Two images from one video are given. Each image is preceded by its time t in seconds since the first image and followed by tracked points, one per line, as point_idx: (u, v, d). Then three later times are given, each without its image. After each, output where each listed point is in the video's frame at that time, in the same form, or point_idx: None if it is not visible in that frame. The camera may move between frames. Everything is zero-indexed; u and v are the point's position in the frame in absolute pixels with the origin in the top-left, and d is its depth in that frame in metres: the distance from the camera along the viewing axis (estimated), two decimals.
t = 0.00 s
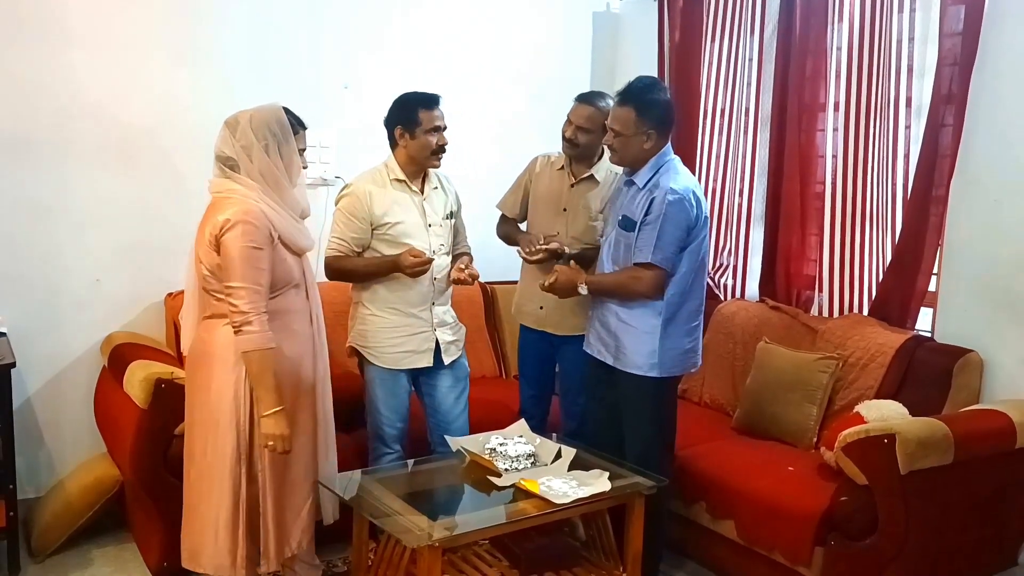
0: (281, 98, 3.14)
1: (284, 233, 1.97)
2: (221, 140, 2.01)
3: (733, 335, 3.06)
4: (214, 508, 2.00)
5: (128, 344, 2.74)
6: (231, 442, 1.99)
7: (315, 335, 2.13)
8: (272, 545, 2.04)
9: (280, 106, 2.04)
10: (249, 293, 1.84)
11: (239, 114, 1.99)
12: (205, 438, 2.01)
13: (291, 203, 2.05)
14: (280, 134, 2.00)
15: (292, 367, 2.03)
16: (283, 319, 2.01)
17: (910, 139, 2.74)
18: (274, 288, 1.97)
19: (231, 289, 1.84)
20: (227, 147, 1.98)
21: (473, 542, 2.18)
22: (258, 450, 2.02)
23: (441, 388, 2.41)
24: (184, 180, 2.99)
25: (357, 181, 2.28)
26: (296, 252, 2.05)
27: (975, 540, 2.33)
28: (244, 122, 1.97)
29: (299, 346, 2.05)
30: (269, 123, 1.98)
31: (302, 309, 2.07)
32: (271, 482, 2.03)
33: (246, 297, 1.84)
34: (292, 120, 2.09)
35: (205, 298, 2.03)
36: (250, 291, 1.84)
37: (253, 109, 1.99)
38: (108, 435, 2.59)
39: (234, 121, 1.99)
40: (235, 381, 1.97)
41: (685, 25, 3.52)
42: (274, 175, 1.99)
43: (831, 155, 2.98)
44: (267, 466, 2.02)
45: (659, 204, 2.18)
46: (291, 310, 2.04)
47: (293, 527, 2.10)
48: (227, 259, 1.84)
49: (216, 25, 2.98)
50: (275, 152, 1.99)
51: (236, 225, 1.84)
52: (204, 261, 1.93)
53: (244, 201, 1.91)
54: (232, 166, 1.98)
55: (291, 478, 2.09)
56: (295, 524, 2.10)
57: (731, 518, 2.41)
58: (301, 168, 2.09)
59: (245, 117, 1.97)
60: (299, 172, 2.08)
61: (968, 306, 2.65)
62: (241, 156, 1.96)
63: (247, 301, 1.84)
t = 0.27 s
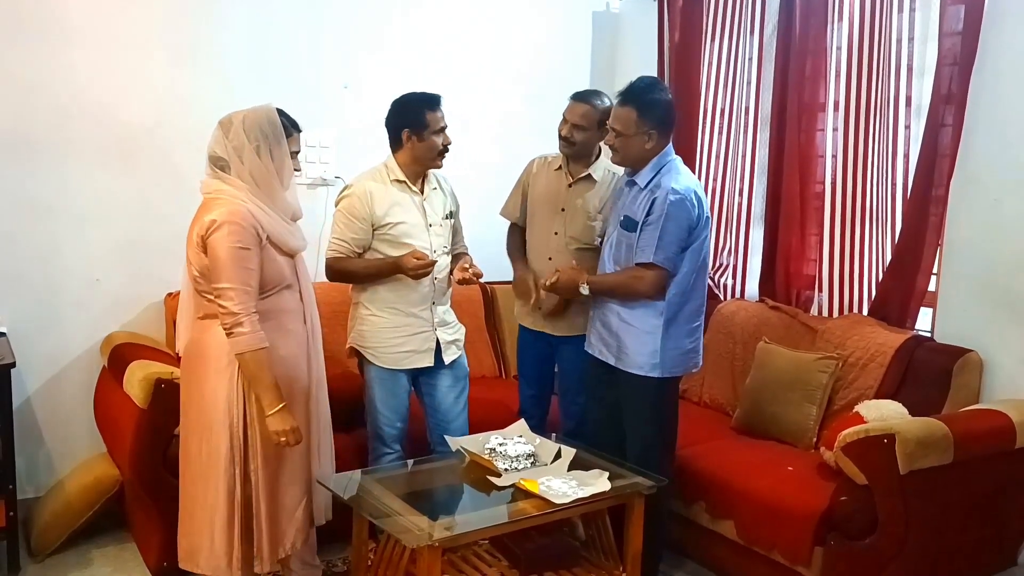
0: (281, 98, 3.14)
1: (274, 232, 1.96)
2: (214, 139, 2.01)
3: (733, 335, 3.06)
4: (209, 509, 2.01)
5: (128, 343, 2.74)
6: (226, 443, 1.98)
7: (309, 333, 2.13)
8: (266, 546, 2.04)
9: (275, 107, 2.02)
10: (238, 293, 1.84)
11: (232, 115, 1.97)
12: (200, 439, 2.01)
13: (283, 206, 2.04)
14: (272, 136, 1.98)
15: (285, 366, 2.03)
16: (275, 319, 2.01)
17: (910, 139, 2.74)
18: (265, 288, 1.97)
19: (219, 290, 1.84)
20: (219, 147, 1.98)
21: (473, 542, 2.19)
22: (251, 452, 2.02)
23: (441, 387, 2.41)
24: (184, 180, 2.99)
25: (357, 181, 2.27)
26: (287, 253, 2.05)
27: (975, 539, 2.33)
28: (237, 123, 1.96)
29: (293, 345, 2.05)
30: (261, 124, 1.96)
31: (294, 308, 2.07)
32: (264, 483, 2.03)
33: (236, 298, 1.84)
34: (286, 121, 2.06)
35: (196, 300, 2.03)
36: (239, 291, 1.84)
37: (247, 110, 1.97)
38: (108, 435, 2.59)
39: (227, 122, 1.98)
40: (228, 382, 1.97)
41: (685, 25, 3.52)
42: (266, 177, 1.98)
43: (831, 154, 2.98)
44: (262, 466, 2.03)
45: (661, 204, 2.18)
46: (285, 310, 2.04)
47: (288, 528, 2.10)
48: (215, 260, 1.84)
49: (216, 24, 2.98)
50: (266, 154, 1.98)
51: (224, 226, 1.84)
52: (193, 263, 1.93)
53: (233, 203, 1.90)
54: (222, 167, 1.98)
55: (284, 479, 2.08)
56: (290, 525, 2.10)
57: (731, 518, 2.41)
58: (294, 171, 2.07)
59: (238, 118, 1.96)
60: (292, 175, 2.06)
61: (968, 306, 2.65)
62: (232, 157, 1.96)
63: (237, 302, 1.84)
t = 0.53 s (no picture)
0: (281, 99, 3.14)
1: (269, 234, 1.96)
2: (210, 140, 2.01)
3: (733, 336, 3.06)
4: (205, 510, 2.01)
5: (127, 344, 2.74)
6: (224, 444, 1.98)
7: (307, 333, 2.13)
8: (258, 546, 2.04)
9: (270, 109, 2.02)
10: (236, 295, 1.84)
11: (228, 116, 1.97)
12: (198, 441, 2.01)
13: (277, 208, 2.04)
14: (265, 138, 1.97)
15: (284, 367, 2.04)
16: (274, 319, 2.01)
17: (909, 139, 2.74)
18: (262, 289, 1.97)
19: (216, 292, 1.84)
20: (215, 148, 1.98)
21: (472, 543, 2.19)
22: (246, 453, 2.01)
23: (441, 388, 2.41)
24: (184, 181, 2.99)
25: (359, 183, 2.26)
26: (282, 253, 2.05)
27: (974, 540, 2.33)
28: (232, 124, 1.96)
29: (291, 344, 2.06)
30: (254, 125, 1.96)
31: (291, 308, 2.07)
32: (258, 484, 2.03)
33: (233, 300, 1.84)
34: (282, 123, 2.05)
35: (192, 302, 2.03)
36: (237, 293, 1.84)
37: (243, 110, 1.97)
38: (107, 435, 2.59)
39: (223, 123, 1.98)
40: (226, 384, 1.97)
41: (684, 26, 3.52)
42: (260, 178, 1.98)
43: (830, 155, 2.98)
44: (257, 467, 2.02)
45: (662, 205, 2.18)
46: (282, 311, 2.04)
47: (282, 529, 2.09)
48: (211, 263, 1.84)
49: (215, 25, 2.98)
50: (261, 155, 1.97)
51: (217, 228, 1.84)
52: (188, 266, 1.93)
53: (227, 204, 1.90)
54: (217, 167, 1.98)
55: (283, 480, 2.08)
56: (285, 527, 2.09)
57: (730, 519, 2.41)
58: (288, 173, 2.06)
59: (233, 119, 1.96)
60: (286, 177, 2.05)
61: (967, 306, 2.65)
62: (226, 158, 1.96)
63: (235, 304, 1.84)
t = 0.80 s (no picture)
0: (282, 100, 3.14)
1: (270, 234, 1.97)
2: (204, 146, 2.01)
3: (734, 336, 3.06)
4: (210, 510, 2.01)
5: (128, 344, 2.74)
6: (227, 445, 1.98)
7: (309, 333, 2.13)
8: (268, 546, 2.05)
9: (264, 109, 2.03)
10: (237, 295, 1.84)
11: (223, 119, 1.98)
12: (201, 442, 2.01)
13: (278, 207, 2.04)
14: (263, 137, 1.98)
15: (286, 366, 2.04)
16: (275, 319, 2.01)
17: (910, 139, 2.74)
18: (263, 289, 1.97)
19: (218, 293, 1.84)
20: (211, 152, 1.98)
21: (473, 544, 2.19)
22: (251, 452, 2.02)
23: (440, 387, 2.41)
24: (184, 181, 2.99)
25: (365, 183, 2.25)
26: (283, 253, 2.04)
27: (975, 540, 2.33)
28: (229, 126, 1.96)
29: (293, 344, 2.06)
30: (251, 125, 1.96)
31: (292, 308, 2.07)
32: (264, 483, 2.04)
33: (235, 301, 1.84)
34: (277, 123, 2.05)
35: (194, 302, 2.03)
36: (238, 293, 1.84)
37: (238, 111, 1.98)
38: (108, 436, 2.59)
39: (218, 126, 1.98)
40: (229, 384, 1.97)
41: (684, 26, 3.52)
42: (259, 178, 1.98)
43: (831, 155, 2.98)
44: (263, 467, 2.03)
45: (662, 205, 2.18)
46: (284, 311, 2.04)
47: (290, 527, 2.10)
48: (212, 263, 1.84)
49: (216, 25, 2.98)
50: (259, 155, 1.98)
51: (219, 229, 1.84)
52: (190, 267, 1.93)
53: (228, 205, 1.90)
54: (216, 170, 1.97)
55: (287, 480, 2.09)
56: (291, 525, 2.10)
57: (731, 519, 2.41)
58: (286, 172, 2.07)
59: (228, 121, 1.97)
60: (284, 176, 2.05)
61: (968, 306, 2.65)
62: (224, 160, 1.96)
63: (237, 305, 1.84)
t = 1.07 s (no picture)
0: (283, 100, 3.14)
1: (271, 234, 1.97)
2: (204, 144, 2.01)
3: (734, 336, 3.06)
4: (217, 512, 2.01)
5: (129, 344, 2.74)
6: (232, 445, 1.98)
7: (312, 333, 2.13)
8: (277, 546, 2.05)
9: (264, 109, 2.03)
10: (238, 296, 1.85)
11: (223, 119, 1.98)
12: (207, 443, 2.01)
13: (278, 208, 2.04)
14: (262, 138, 1.98)
15: (289, 366, 2.04)
16: (278, 319, 2.02)
17: (911, 138, 2.74)
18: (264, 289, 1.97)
19: (218, 294, 1.84)
20: (211, 152, 1.98)
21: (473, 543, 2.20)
22: (257, 452, 2.02)
23: (435, 385, 2.41)
24: (184, 181, 2.99)
25: (378, 189, 2.19)
26: (283, 253, 2.04)
27: (976, 539, 2.33)
28: (228, 127, 1.96)
29: (296, 344, 2.06)
30: (251, 126, 1.96)
31: (295, 308, 2.07)
32: (272, 483, 2.04)
33: (237, 301, 1.84)
34: (276, 124, 2.05)
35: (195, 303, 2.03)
36: (239, 294, 1.85)
37: (238, 112, 1.97)
38: (109, 436, 2.59)
39: (218, 125, 1.98)
40: (232, 385, 1.97)
41: (685, 26, 3.52)
42: (259, 179, 1.98)
43: (832, 155, 2.98)
44: (268, 467, 2.03)
45: (664, 207, 2.18)
46: (286, 311, 2.04)
47: (298, 526, 2.11)
48: (213, 264, 1.84)
49: (216, 25, 2.98)
50: (258, 155, 1.98)
51: (219, 230, 1.84)
52: (190, 268, 1.93)
53: (229, 206, 1.90)
54: (216, 169, 1.97)
55: (292, 480, 2.09)
56: (300, 523, 2.11)
57: (733, 518, 2.41)
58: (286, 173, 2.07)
59: (228, 121, 1.96)
60: (283, 176, 2.05)
61: (969, 305, 2.65)
62: (224, 160, 1.96)
63: (238, 305, 1.84)
